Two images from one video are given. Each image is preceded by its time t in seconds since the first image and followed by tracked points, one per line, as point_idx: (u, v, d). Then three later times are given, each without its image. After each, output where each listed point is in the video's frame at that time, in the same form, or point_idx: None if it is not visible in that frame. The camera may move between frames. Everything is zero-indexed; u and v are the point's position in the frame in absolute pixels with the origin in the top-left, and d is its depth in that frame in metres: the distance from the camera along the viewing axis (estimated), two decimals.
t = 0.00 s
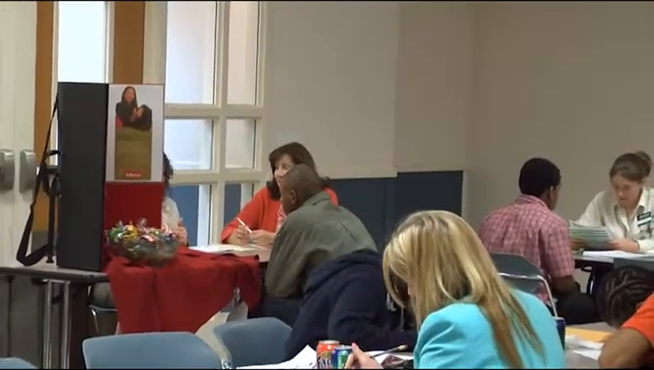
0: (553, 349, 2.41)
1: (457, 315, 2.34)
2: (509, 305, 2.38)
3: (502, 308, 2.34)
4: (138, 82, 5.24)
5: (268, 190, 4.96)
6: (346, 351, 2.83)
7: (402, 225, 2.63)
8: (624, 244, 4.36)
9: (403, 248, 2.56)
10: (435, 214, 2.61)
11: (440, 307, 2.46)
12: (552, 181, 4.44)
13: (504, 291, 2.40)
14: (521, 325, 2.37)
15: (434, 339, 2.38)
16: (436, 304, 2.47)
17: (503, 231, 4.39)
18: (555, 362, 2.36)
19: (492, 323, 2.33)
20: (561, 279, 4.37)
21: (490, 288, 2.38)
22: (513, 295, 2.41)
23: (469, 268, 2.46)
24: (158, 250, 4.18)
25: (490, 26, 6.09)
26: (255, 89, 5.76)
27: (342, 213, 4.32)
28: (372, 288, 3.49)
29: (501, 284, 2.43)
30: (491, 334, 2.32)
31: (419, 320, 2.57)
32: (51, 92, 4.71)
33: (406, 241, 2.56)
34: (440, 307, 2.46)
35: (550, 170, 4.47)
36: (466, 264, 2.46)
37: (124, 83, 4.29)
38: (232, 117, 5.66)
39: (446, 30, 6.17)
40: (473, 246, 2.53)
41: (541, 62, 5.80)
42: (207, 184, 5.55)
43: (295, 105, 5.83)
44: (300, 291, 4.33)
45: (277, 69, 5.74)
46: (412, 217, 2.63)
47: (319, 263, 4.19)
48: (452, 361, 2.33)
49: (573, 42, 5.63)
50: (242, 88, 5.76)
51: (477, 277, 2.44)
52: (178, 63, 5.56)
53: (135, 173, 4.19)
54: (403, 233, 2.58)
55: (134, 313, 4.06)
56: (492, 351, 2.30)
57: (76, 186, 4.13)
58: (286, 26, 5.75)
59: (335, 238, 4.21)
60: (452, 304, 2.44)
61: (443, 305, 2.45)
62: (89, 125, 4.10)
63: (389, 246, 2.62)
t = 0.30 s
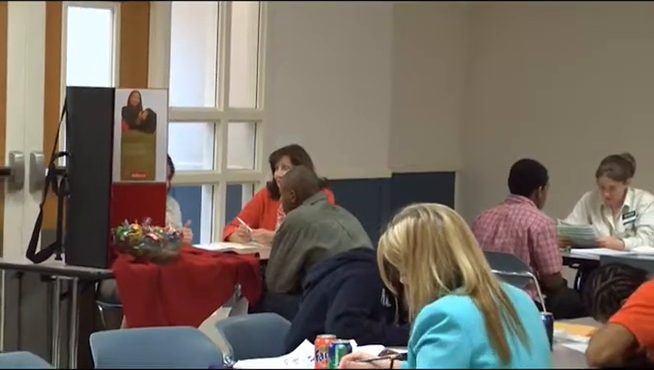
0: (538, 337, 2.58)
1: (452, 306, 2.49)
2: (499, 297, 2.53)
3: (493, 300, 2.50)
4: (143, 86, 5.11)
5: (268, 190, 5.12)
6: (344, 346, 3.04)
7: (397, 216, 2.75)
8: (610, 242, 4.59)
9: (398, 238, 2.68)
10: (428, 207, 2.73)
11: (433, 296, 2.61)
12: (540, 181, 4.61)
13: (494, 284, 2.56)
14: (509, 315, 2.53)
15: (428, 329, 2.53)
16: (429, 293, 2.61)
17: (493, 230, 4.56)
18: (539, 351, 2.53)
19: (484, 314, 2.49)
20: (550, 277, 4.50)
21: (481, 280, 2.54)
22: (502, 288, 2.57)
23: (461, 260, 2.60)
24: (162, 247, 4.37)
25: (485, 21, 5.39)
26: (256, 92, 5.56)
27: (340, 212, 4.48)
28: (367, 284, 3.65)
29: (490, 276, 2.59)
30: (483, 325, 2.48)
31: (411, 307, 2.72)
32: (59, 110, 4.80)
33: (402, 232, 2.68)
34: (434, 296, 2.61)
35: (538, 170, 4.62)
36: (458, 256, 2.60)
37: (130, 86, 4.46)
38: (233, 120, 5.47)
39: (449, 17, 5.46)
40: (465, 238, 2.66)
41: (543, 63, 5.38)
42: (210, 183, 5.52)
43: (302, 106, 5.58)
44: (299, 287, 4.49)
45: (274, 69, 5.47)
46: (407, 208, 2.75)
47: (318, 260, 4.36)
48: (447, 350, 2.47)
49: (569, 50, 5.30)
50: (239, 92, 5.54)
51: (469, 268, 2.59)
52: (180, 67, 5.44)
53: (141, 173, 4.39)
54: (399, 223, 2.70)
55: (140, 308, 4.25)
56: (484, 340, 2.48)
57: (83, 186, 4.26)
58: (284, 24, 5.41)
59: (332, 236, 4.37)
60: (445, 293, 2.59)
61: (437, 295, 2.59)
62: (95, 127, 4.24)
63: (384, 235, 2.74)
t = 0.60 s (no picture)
0: (526, 332, 2.56)
1: (447, 296, 2.48)
2: (490, 290, 2.52)
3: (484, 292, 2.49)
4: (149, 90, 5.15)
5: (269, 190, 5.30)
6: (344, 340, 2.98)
7: (389, 211, 2.73)
8: (598, 239, 4.77)
9: (390, 233, 2.67)
10: (420, 202, 2.71)
11: (426, 288, 2.61)
12: (530, 180, 4.77)
13: (485, 277, 2.55)
14: (499, 309, 2.51)
15: (425, 320, 2.51)
16: (422, 286, 2.61)
17: (485, 227, 4.73)
18: (527, 346, 2.52)
19: (475, 306, 2.48)
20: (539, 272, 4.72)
21: (472, 273, 2.53)
22: (492, 281, 2.55)
23: (453, 254, 2.59)
24: (167, 245, 4.53)
25: (481, 23, 5.70)
26: (258, 96, 5.78)
27: (337, 210, 4.68)
28: (364, 279, 3.77)
29: (481, 269, 2.58)
30: (475, 316, 2.47)
31: (403, 300, 2.72)
32: (68, 114, 4.94)
33: (394, 226, 2.67)
34: (426, 288, 2.61)
35: (527, 170, 4.78)
36: (450, 250, 2.60)
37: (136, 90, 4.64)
38: (236, 123, 5.75)
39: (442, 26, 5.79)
40: (456, 232, 2.65)
41: (533, 65, 5.59)
42: (213, 183, 5.68)
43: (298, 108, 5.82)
44: (298, 282, 4.69)
45: (274, 79, 5.72)
46: (399, 204, 2.73)
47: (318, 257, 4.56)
48: (441, 341, 2.46)
49: (562, 52, 5.46)
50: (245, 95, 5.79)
51: (461, 262, 2.58)
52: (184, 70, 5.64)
53: (146, 174, 4.54)
54: (391, 218, 2.69)
55: (146, 304, 4.40)
56: (475, 331, 2.46)
57: (91, 186, 4.49)
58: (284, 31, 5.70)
59: (331, 233, 4.58)
60: (437, 286, 2.58)
61: (429, 287, 2.59)
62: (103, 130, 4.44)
63: (377, 230, 2.73)
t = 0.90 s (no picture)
0: (513, 325, 2.71)
1: (437, 290, 2.62)
2: (478, 284, 2.67)
3: (472, 286, 2.64)
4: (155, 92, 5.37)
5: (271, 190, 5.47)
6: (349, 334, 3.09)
7: (382, 210, 2.88)
8: (587, 237, 4.95)
9: (384, 231, 2.81)
10: (412, 201, 2.86)
11: (417, 282, 2.75)
12: (522, 179, 4.84)
13: (473, 272, 2.70)
14: (487, 302, 2.66)
15: (413, 311, 2.64)
16: (414, 280, 2.75)
17: (479, 226, 4.89)
18: (514, 337, 2.67)
19: (463, 299, 2.63)
20: (530, 269, 4.88)
21: (461, 268, 2.68)
22: (480, 276, 2.70)
23: (443, 249, 2.74)
24: (173, 242, 4.70)
25: (481, 24, 6.04)
26: (260, 99, 5.89)
27: (337, 209, 4.86)
28: (362, 276, 3.91)
29: (470, 264, 2.73)
30: (463, 309, 2.62)
31: (397, 294, 2.87)
32: (78, 118, 5.11)
33: (387, 224, 2.81)
34: (418, 282, 2.75)
35: (519, 169, 4.85)
36: (440, 245, 2.74)
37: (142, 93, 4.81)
38: (240, 125, 5.83)
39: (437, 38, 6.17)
40: (446, 229, 2.80)
41: (532, 66, 5.84)
42: (217, 183, 5.77)
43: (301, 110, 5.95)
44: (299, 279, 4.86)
45: (276, 84, 5.84)
46: (392, 203, 2.88)
47: (317, 255, 4.73)
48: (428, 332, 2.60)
49: (561, 52, 5.69)
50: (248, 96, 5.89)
51: (450, 257, 2.72)
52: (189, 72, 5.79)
53: (153, 174, 4.72)
54: (383, 217, 2.83)
55: (152, 299, 4.57)
56: (463, 324, 2.61)
57: (98, 186, 4.67)
58: (287, 36, 5.83)
59: (330, 232, 4.75)
60: (428, 280, 2.73)
61: (420, 281, 2.74)
62: (112, 132, 4.62)
63: (371, 228, 2.87)
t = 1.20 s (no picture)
0: (503, 319, 2.88)
1: (428, 285, 2.79)
2: (468, 279, 2.84)
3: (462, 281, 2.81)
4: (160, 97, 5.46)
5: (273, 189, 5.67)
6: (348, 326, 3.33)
7: (376, 208, 3.04)
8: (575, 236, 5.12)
9: (377, 228, 2.97)
10: (404, 199, 3.02)
11: (410, 277, 2.91)
12: (513, 180, 5.16)
13: (464, 267, 2.87)
14: (477, 296, 2.83)
15: (402, 303, 2.82)
16: (406, 274, 2.92)
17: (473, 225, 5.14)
18: (501, 330, 2.85)
19: (453, 294, 2.80)
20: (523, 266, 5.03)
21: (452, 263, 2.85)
22: (471, 271, 2.87)
23: (435, 245, 2.90)
24: (179, 240, 4.89)
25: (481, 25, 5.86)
26: (263, 102, 6.03)
27: (336, 208, 5.04)
28: (361, 273, 4.07)
29: (460, 260, 2.89)
30: (453, 303, 2.79)
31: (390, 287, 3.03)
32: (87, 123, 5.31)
33: (381, 222, 2.97)
34: (410, 277, 2.91)
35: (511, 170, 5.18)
36: (431, 241, 2.90)
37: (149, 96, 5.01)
38: (243, 128, 6.01)
39: (433, 35, 6.03)
40: (437, 226, 2.96)
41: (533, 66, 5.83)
42: (221, 183, 5.98)
43: (303, 111, 6.11)
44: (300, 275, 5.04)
45: (278, 85, 6.00)
46: (385, 202, 3.05)
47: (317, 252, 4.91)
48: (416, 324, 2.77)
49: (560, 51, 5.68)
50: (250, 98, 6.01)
51: (441, 252, 2.89)
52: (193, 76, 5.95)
53: (159, 174, 4.92)
54: (377, 215, 2.99)
55: (159, 295, 4.77)
56: (452, 317, 2.79)
57: (106, 185, 4.85)
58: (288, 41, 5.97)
59: (329, 230, 4.94)
60: (420, 274, 2.89)
61: (413, 276, 2.90)
62: (119, 134, 4.80)
63: (365, 226, 3.03)
